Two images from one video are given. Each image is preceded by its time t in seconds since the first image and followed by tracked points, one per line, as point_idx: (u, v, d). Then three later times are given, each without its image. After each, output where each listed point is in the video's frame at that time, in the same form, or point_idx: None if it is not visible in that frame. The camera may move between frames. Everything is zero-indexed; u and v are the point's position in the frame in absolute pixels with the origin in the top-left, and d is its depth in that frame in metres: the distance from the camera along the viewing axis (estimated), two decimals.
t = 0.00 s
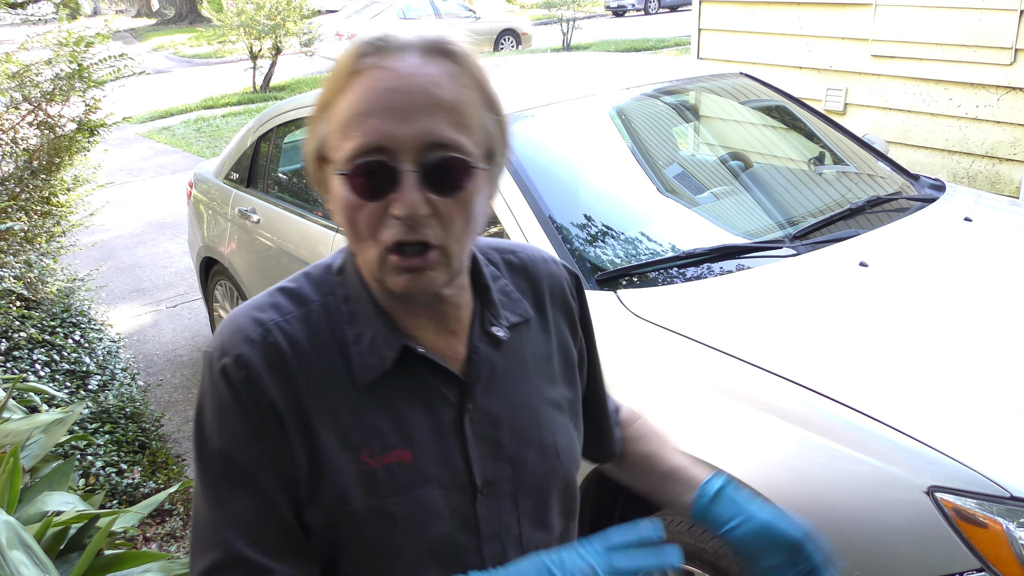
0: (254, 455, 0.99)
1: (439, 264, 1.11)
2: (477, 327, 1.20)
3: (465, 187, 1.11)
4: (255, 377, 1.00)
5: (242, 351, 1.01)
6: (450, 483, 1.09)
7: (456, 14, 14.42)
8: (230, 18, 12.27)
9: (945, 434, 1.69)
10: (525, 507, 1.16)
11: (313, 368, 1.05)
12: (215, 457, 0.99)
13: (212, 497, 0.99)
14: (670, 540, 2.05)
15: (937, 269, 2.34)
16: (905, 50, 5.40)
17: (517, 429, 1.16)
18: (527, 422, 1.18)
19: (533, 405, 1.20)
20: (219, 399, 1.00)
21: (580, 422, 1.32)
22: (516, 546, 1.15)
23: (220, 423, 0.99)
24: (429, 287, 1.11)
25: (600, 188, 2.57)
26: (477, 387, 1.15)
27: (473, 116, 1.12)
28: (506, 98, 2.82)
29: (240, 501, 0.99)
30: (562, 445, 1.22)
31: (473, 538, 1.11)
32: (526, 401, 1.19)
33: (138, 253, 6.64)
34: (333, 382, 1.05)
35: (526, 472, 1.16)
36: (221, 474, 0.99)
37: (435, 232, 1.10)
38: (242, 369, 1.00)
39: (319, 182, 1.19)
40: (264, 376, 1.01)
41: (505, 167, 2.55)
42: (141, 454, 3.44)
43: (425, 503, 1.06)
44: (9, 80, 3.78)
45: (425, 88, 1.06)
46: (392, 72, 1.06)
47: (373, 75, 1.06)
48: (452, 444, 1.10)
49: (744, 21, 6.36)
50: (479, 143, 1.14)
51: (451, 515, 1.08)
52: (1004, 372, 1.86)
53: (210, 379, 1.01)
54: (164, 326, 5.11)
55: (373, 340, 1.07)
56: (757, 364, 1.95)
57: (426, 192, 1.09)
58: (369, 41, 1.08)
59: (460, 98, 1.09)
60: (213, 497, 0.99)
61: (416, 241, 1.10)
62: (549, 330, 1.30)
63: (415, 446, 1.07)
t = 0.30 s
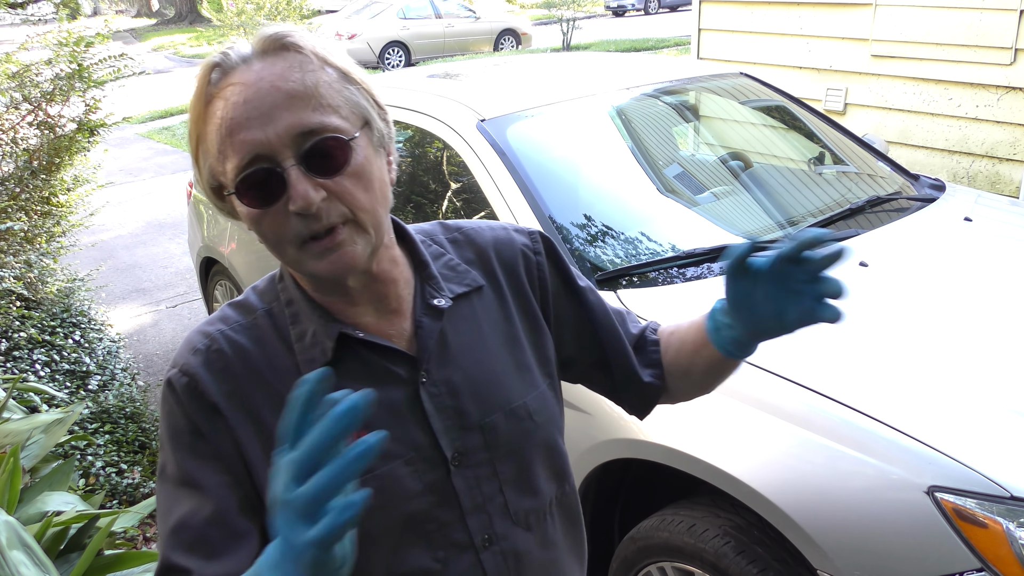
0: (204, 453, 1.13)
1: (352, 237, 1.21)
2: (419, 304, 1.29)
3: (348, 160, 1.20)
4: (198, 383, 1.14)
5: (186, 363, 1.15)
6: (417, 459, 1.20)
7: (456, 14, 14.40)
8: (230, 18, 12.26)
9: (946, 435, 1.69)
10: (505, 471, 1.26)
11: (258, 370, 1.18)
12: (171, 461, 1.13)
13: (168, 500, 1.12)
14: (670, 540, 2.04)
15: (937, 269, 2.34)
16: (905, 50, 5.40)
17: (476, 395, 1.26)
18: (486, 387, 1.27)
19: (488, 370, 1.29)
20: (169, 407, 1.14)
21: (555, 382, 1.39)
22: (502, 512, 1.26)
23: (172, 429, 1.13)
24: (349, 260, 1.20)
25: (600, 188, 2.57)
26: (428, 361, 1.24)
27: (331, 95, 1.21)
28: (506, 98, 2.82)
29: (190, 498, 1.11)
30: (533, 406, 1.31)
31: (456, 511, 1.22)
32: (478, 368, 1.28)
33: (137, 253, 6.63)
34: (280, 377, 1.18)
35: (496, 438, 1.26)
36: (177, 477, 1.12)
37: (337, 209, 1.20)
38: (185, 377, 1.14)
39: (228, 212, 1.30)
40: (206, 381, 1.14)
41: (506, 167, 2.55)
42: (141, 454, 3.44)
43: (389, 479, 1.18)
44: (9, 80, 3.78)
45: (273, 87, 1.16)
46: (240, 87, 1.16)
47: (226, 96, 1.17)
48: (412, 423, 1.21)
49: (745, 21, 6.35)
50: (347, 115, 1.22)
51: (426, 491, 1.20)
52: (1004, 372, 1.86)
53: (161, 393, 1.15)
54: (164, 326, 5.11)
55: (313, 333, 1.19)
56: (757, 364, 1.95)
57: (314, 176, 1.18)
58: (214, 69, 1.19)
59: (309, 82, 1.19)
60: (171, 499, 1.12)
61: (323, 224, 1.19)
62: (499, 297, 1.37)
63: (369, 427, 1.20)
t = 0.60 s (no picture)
0: (190, 480, 1.13)
1: (319, 261, 1.19)
2: (393, 312, 1.30)
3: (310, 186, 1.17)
4: (179, 415, 1.13)
5: (166, 394, 1.15)
6: (399, 466, 1.21)
7: (456, 14, 14.42)
8: (231, 18, 12.28)
9: (946, 435, 1.69)
10: (487, 470, 1.28)
11: (239, 394, 1.17)
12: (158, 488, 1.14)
13: (156, 525, 1.14)
14: (670, 539, 2.04)
15: (936, 269, 2.34)
16: (905, 50, 5.40)
17: (454, 398, 1.28)
18: (463, 390, 1.29)
19: (463, 373, 1.30)
20: (154, 438, 1.14)
21: (536, 380, 1.41)
22: (486, 511, 1.27)
23: (157, 457, 1.14)
24: (318, 285, 1.18)
25: (600, 189, 2.57)
26: (405, 369, 1.26)
27: (283, 120, 1.17)
28: (506, 99, 2.83)
29: (179, 522, 1.13)
30: (513, 406, 1.32)
31: (440, 512, 1.24)
32: (455, 373, 1.30)
33: (138, 253, 6.64)
34: (262, 402, 1.16)
35: (476, 439, 1.27)
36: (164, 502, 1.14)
37: (302, 237, 1.17)
38: (167, 410, 1.13)
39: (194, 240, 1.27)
40: (186, 412, 1.13)
41: (506, 167, 2.55)
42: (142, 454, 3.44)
43: (374, 491, 1.18)
44: (9, 80, 3.79)
45: (226, 119, 1.13)
46: (191, 122, 1.13)
47: (179, 130, 1.13)
48: (393, 431, 1.22)
49: (744, 21, 6.36)
50: (304, 139, 1.19)
51: (411, 494, 1.21)
52: (1004, 372, 1.86)
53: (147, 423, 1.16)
54: (164, 326, 5.12)
55: (289, 350, 1.18)
56: (757, 364, 1.95)
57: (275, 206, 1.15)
58: (163, 102, 1.15)
59: (261, 109, 1.15)
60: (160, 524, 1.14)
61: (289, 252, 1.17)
62: (474, 302, 1.38)
63: (353, 439, 1.19)
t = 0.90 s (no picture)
0: (200, 455, 1.14)
1: (326, 251, 1.18)
2: (399, 301, 1.30)
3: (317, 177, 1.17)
4: (192, 392, 1.15)
5: (180, 373, 1.16)
6: (398, 452, 1.21)
7: (456, 14, 14.42)
8: (231, 18, 12.27)
9: (946, 435, 1.70)
10: (484, 459, 1.28)
11: (250, 375, 1.18)
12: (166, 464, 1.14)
13: (163, 500, 1.13)
14: (670, 539, 2.04)
15: (936, 269, 2.34)
16: (905, 50, 5.40)
17: (457, 389, 1.27)
18: (465, 380, 1.28)
19: (467, 364, 1.30)
20: (167, 414, 1.15)
21: (536, 372, 1.41)
22: (485, 511, 1.27)
23: (168, 432, 1.15)
24: (324, 274, 1.18)
25: (600, 189, 2.57)
26: (409, 358, 1.25)
27: (291, 111, 1.18)
28: (506, 99, 2.83)
29: (185, 497, 1.12)
30: (511, 398, 1.32)
31: (436, 495, 1.24)
32: (459, 365, 1.29)
33: (137, 253, 6.64)
34: (272, 385, 1.18)
35: (475, 428, 1.27)
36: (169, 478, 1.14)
37: (308, 227, 1.17)
38: (181, 387, 1.15)
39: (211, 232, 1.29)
40: (199, 391, 1.15)
41: (506, 167, 2.55)
42: (142, 454, 3.44)
43: (376, 474, 1.19)
44: (10, 80, 3.79)
45: (238, 112, 1.14)
46: (205, 114, 1.14)
47: (194, 122, 1.15)
48: (395, 418, 1.22)
49: (744, 22, 6.36)
50: (314, 133, 1.20)
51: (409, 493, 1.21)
52: (1004, 372, 1.86)
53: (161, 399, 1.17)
54: (164, 326, 5.12)
55: (299, 337, 1.18)
56: (757, 364, 1.95)
57: (283, 197, 1.15)
58: (180, 97, 1.18)
59: (273, 104, 1.16)
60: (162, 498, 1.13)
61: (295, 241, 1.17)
62: (480, 297, 1.37)
63: (357, 424, 1.19)
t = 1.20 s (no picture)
0: (238, 376, 1.16)
1: (412, 191, 1.21)
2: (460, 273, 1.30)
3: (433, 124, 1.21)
4: (252, 311, 1.16)
5: (245, 290, 1.18)
6: (435, 406, 1.21)
7: (456, 14, 14.43)
8: (231, 18, 12.27)
9: (945, 435, 1.70)
10: (510, 433, 1.27)
11: (310, 307, 1.19)
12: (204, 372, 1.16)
13: (189, 404, 1.16)
14: (670, 539, 2.04)
15: (937, 269, 2.34)
16: (905, 50, 5.40)
17: (501, 362, 1.27)
18: (508, 357, 1.28)
19: (514, 340, 1.29)
20: (220, 325, 1.17)
21: (570, 367, 1.39)
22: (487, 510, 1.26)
23: (214, 347, 1.16)
24: (404, 209, 1.20)
25: (600, 189, 2.57)
26: (462, 323, 1.25)
27: (437, 69, 1.23)
28: (506, 98, 2.82)
29: (210, 409, 1.15)
30: (545, 380, 1.32)
31: (461, 461, 1.23)
32: (505, 339, 1.29)
33: (137, 253, 6.64)
34: (331, 320, 1.19)
35: (509, 400, 1.27)
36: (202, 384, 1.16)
37: (406, 161, 1.20)
38: (242, 304, 1.16)
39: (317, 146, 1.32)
40: (259, 311, 1.16)
41: (506, 167, 2.54)
42: (141, 454, 3.45)
43: (410, 422, 1.19)
44: (10, 80, 3.79)
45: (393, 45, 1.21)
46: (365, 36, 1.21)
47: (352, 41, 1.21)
48: (439, 373, 1.22)
49: (744, 22, 6.36)
50: (446, 92, 1.25)
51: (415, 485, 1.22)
52: (1004, 372, 1.86)
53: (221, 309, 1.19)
54: (164, 326, 5.12)
55: (367, 276, 1.20)
56: (757, 364, 1.95)
57: (398, 126, 1.19)
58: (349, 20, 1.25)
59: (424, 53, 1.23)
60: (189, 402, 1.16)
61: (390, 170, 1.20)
62: (535, 281, 1.37)
63: (403, 371, 1.19)
